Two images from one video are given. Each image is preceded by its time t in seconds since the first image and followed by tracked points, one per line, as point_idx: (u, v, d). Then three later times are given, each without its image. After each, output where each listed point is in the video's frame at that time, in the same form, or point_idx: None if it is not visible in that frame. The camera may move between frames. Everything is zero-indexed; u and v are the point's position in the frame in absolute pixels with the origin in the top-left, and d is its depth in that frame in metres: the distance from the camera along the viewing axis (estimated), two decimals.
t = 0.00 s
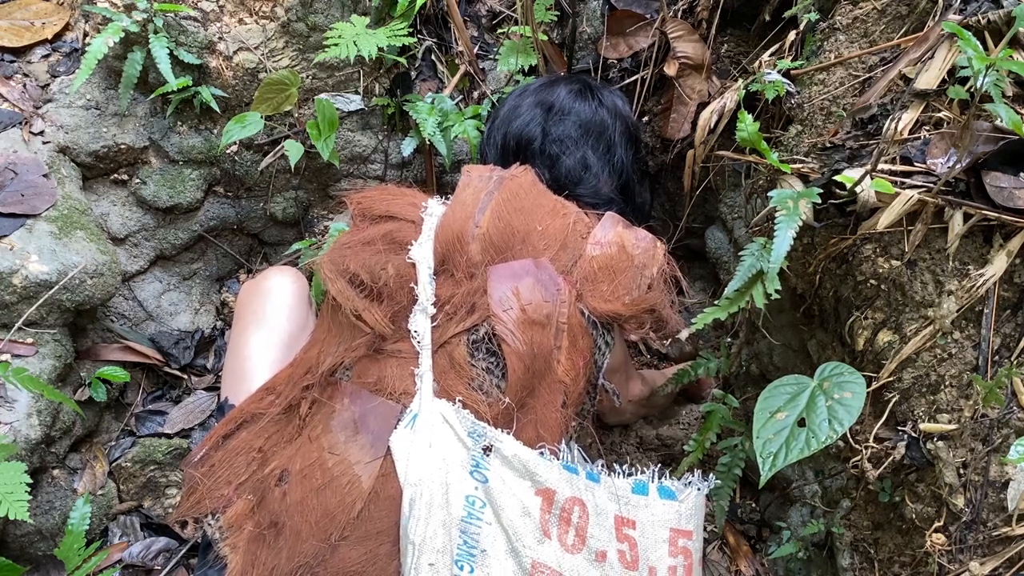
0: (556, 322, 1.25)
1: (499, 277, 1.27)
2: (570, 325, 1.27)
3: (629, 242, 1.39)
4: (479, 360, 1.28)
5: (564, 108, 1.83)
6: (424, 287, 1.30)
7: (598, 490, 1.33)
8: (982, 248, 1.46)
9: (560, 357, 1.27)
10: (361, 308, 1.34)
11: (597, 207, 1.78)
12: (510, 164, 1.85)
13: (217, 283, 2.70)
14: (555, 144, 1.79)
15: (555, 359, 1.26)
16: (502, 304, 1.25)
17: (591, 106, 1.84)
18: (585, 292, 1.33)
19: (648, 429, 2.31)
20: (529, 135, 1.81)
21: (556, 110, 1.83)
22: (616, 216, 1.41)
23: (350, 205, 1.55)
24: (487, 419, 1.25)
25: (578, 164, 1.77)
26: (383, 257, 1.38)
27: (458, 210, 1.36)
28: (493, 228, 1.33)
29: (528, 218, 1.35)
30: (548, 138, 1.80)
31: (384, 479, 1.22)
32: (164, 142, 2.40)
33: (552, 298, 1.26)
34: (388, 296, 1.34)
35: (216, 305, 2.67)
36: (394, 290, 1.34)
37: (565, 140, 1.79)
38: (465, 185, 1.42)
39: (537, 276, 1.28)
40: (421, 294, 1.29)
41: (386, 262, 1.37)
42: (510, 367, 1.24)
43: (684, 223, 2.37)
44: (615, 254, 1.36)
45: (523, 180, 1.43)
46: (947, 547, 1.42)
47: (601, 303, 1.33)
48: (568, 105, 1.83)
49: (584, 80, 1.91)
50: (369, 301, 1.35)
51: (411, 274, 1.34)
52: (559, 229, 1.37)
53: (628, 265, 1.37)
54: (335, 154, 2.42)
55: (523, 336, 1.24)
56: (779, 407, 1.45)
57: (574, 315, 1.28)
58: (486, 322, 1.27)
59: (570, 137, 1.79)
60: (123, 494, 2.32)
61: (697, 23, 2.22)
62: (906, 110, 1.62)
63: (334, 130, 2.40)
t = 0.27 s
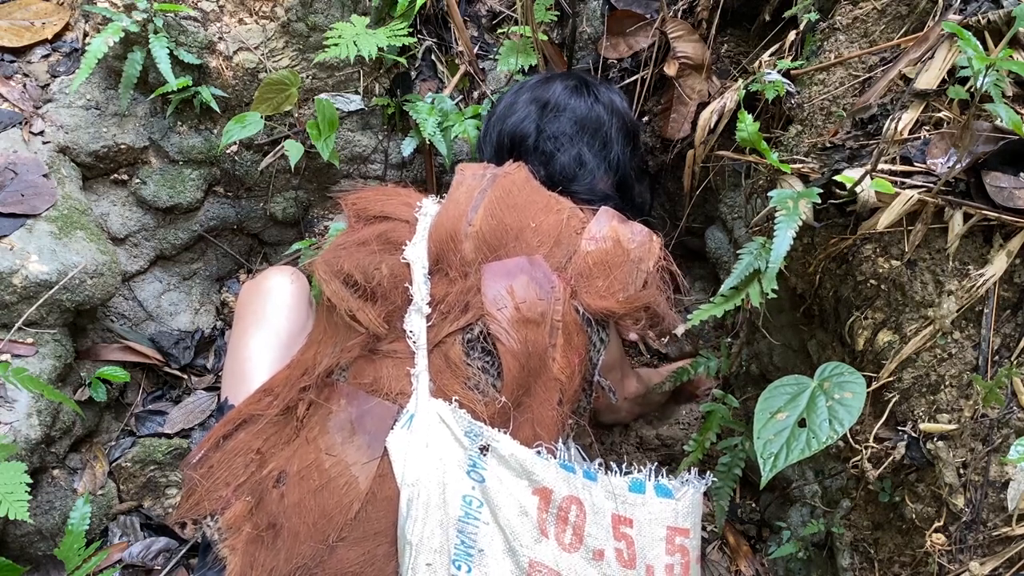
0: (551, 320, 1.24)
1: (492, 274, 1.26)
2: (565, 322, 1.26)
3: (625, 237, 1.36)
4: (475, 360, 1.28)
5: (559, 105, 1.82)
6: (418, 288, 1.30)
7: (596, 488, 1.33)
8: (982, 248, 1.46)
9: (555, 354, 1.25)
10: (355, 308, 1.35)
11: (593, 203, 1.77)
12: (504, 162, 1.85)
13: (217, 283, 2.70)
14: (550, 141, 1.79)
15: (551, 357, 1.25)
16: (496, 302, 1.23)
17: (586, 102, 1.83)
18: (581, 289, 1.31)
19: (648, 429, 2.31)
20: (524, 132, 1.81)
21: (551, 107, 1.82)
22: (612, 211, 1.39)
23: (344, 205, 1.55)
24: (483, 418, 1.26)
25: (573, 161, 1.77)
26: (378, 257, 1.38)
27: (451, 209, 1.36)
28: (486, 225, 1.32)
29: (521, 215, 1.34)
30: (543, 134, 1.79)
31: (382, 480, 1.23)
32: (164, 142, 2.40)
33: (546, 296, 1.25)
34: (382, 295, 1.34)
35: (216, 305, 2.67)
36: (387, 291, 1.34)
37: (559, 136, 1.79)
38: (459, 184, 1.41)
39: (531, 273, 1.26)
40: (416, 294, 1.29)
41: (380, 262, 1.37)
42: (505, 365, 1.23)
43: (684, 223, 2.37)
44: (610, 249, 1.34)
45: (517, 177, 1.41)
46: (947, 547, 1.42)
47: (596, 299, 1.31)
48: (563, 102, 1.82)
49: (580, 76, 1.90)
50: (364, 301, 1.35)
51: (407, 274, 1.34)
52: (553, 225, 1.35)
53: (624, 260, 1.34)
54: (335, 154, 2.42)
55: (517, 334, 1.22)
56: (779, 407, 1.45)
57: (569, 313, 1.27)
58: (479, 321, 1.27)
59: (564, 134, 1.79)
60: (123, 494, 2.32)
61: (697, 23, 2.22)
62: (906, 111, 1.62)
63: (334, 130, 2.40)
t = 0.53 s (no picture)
0: (533, 313, 1.26)
1: (473, 270, 1.27)
2: (546, 314, 1.27)
3: (610, 234, 1.32)
4: (456, 356, 1.28)
5: (548, 102, 1.77)
6: (401, 287, 1.31)
7: (584, 481, 1.33)
8: (982, 248, 1.46)
9: (539, 346, 1.27)
10: (337, 308, 1.36)
11: (580, 201, 1.75)
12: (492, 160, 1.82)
13: (217, 283, 2.70)
14: (536, 138, 1.74)
15: (533, 349, 1.27)
16: (476, 296, 1.25)
17: (576, 98, 1.79)
18: (562, 283, 1.29)
19: (647, 429, 2.32)
20: (511, 128, 1.77)
21: (540, 104, 1.78)
22: (597, 207, 1.35)
23: (327, 207, 1.55)
24: (470, 414, 1.27)
25: (560, 158, 1.73)
26: (359, 258, 1.39)
27: (432, 206, 1.33)
28: (467, 222, 1.29)
29: (503, 211, 1.31)
30: (529, 132, 1.75)
31: (370, 479, 1.23)
32: (164, 142, 2.40)
33: (528, 289, 1.26)
34: (362, 294, 1.35)
35: (216, 305, 2.67)
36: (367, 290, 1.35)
37: (546, 134, 1.74)
38: (440, 181, 1.38)
39: (512, 266, 1.27)
40: (398, 293, 1.31)
41: (361, 261, 1.38)
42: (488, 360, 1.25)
43: (684, 223, 2.37)
44: (595, 246, 1.30)
45: (500, 175, 1.37)
46: (947, 547, 1.42)
47: (580, 293, 1.29)
48: (553, 99, 1.77)
49: (573, 73, 1.85)
50: (344, 301, 1.37)
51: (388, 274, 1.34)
52: (536, 220, 1.31)
53: (609, 258, 1.31)
54: (335, 154, 2.42)
55: (499, 328, 1.24)
56: (779, 407, 1.45)
57: (552, 305, 1.28)
58: (460, 316, 1.27)
59: (552, 132, 1.74)
60: (123, 494, 2.31)
61: (697, 23, 2.22)
62: (906, 111, 1.62)
63: (334, 130, 2.40)
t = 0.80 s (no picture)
0: (485, 298, 1.26)
1: (423, 259, 1.28)
2: (501, 300, 1.28)
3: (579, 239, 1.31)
4: (409, 346, 1.27)
5: (535, 106, 1.65)
6: (359, 280, 1.32)
7: (546, 470, 1.29)
8: (982, 248, 1.46)
9: (494, 331, 1.28)
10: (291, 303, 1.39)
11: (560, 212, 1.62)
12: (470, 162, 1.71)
13: (217, 283, 2.69)
14: (517, 143, 1.62)
15: (489, 334, 1.27)
16: (424, 286, 1.26)
17: (564, 100, 1.66)
18: (518, 275, 1.30)
19: (648, 429, 2.32)
20: (492, 131, 1.66)
21: (526, 107, 1.65)
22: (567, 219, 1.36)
23: (297, 204, 1.58)
24: (425, 407, 1.24)
25: (541, 164, 1.61)
26: (317, 251, 1.42)
27: (397, 202, 1.35)
28: (429, 218, 1.30)
29: (466, 211, 1.31)
30: (510, 136, 1.63)
31: (329, 479, 1.20)
32: (164, 142, 2.40)
33: (481, 275, 1.27)
34: (311, 288, 1.38)
35: (216, 305, 2.66)
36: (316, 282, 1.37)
37: (526, 140, 1.62)
38: (409, 180, 1.39)
39: (461, 253, 1.28)
40: (354, 287, 1.32)
41: (311, 257, 1.41)
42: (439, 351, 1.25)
43: (684, 223, 2.37)
44: (558, 250, 1.29)
45: (470, 181, 1.36)
46: (947, 547, 1.42)
47: (538, 285, 1.30)
48: (539, 102, 1.66)
49: (565, 73, 1.73)
50: (298, 297, 1.39)
51: (344, 267, 1.37)
52: (499, 221, 1.32)
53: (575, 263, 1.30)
54: (335, 154, 2.42)
55: (451, 313, 1.24)
56: (779, 407, 1.45)
57: (503, 289, 1.29)
58: (410, 305, 1.27)
59: (535, 139, 1.62)
60: (123, 494, 2.31)
61: (697, 23, 2.21)
62: (906, 111, 1.62)
63: (334, 130, 2.40)
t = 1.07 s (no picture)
0: (458, 304, 1.25)
1: (400, 261, 1.29)
2: (476, 307, 1.26)
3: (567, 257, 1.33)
4: (370, 350, 1.27)
5: (541, 125, 1.64)
6: (337, 278, 1.33)
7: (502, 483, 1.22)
8: (982, 248, 1.46)
9: (468, 339, 1.25)
10: (263, 296, 1.44)
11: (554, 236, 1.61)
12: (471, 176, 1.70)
13: (217, 283, 2.66)
14: (518, 161, 1.61)
15: (462, 343, 1.25)
16: (398, 289, 1.25)
17: (571, 123, 1.65)
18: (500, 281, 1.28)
19: (648, 429, 2.31)
20: (495, 148, 1.65)
21: (532, 127, 1.64)
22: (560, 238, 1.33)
23: (301, 197, 1.64)
24: (377, 409, 1.22)
25: (539, 186, 1.60)
26: (302, 245, 1.48)
27: (391, 204, 1.40)
28: (417, 222, 1.32)
29: (454, 220, 1.33)
30: (513, 154, 1.62)
31: (277, 474, 1.20)
32: (164, 142, 2.40)
33: (457, 280, 1.26)
34: (285, 282, 1.44)
35: (216, 305, 2.64)
36: (292, 278, 1.44)
37: (528, 160, 1.61)
38: (405, 185, 1.44)
39: (440, 258, 1.27)
40: (332, 284, 1.33)
41: (293, 250, 1.47)
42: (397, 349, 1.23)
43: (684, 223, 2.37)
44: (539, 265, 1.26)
45: (464, 191, 1.40)
46: (947, 547, 1.42)
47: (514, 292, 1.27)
48: (545, 121, 1.64)
49: (576, 93, 1.72)
50: (275, 290, 1.44)
51: (324, 264, 1.44)
52: (486, 234, 1.32)
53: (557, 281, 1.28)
54: (335, 154, 2.42)
55: (422, 317, 1.23)
56: (779, 407, 1.45)
57: (480, 296, 1.26)
58: (381, 307, 1.28)
59: (536, 159, 1.61)
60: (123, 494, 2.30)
61: (697, 23, 2.21)
62: (906, 111, 1.62)
63: (334, 130, 2.40)
